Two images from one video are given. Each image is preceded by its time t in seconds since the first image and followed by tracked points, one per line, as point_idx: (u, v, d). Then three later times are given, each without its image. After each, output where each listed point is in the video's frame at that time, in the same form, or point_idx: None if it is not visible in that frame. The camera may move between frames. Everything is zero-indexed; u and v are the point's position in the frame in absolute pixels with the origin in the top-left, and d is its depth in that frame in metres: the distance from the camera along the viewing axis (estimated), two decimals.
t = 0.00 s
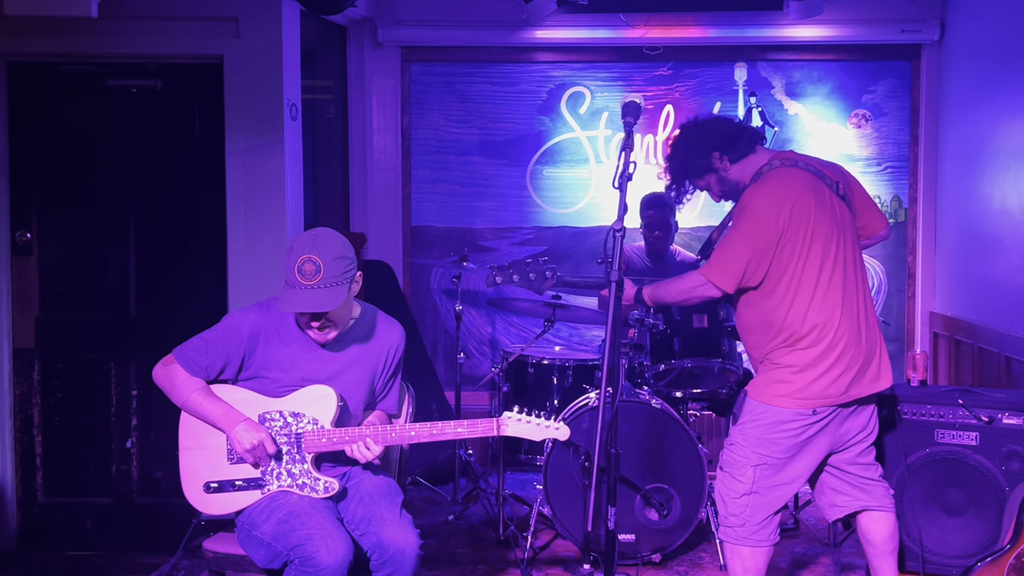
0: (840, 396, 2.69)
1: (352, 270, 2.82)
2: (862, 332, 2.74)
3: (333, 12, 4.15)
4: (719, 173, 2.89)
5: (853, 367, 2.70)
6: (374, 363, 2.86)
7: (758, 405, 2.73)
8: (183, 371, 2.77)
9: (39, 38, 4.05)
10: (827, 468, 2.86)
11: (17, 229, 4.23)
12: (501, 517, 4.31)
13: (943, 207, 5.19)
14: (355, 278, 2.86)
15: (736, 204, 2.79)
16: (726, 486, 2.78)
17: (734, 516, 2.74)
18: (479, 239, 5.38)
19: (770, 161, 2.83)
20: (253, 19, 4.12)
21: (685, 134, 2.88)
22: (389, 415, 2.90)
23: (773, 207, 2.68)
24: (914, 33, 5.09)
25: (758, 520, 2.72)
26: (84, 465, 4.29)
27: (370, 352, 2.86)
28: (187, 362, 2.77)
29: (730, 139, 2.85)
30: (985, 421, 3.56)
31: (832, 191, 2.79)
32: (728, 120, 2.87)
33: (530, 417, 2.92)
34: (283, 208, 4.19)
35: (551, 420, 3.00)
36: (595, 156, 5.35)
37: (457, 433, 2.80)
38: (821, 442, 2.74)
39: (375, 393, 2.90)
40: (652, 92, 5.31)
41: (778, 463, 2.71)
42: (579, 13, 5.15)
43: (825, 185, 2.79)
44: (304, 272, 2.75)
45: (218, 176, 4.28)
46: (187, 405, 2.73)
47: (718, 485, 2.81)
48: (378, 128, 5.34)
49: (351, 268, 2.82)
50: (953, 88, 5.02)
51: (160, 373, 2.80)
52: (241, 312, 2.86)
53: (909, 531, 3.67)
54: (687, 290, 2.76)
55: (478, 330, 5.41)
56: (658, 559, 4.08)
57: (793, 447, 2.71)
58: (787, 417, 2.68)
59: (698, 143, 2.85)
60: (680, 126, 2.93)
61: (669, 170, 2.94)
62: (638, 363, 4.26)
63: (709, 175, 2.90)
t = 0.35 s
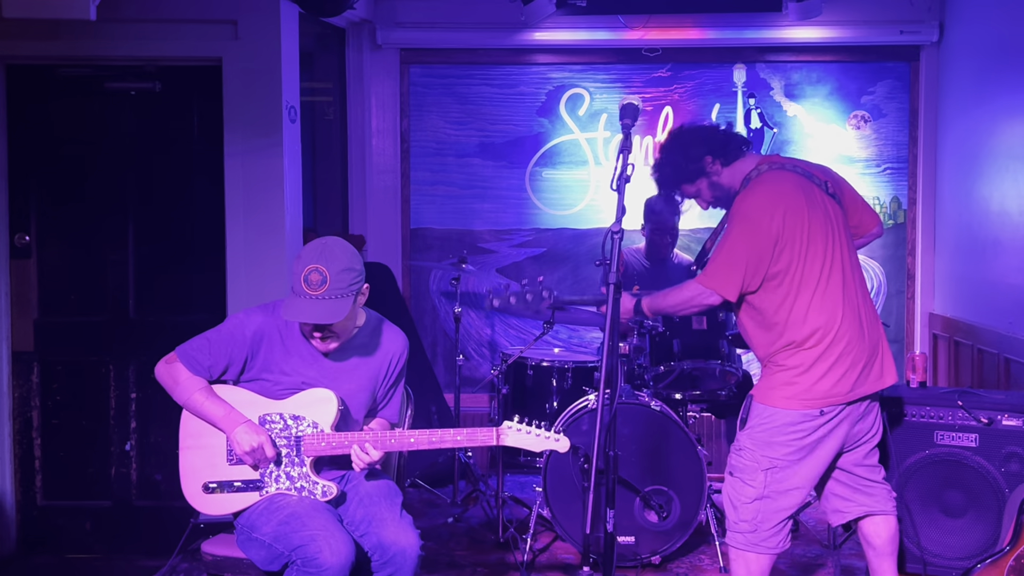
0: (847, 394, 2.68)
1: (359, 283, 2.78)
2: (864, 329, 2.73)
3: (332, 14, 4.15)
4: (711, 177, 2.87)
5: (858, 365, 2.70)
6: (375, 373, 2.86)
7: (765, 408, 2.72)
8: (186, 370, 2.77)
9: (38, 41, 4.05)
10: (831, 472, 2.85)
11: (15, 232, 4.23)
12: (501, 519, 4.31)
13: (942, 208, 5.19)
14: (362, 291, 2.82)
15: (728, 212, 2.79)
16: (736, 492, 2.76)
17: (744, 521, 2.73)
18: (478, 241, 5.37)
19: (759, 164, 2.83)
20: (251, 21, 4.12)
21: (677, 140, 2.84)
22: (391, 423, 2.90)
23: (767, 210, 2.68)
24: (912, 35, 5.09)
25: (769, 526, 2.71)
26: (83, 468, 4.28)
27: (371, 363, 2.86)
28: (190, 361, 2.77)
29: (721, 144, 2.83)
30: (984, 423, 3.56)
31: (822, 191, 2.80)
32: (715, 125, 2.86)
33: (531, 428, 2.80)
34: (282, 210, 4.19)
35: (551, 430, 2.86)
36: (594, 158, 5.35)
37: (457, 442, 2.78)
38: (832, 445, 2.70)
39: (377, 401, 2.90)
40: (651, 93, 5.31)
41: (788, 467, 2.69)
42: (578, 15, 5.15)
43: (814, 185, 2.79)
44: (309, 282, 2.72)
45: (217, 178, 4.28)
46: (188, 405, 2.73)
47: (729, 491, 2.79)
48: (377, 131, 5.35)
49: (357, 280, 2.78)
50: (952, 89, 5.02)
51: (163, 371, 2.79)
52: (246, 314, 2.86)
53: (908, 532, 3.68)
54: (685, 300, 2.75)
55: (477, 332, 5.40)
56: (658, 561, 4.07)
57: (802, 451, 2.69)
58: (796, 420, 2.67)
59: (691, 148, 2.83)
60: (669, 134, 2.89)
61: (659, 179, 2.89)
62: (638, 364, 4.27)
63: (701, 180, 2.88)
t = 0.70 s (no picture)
0: (847, 398, 2.67)
1: (366, 294, 2.75)
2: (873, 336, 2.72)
3: (329, 15, 4.14)
4: (743, 161, 2.86)
5: (863, 371, 2.68)
6: (380, 386, 2.83)
7: (770, 407, 2.72)
8: (190, 370, 2.75)
9: (35, 42, 4.03)
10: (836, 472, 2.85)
11: (12, 234, 4.21)
12: (501, 522, 4.30)
13: (943, 209, 5.18)
14: (370, 302, 2.79)
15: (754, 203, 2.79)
16: (743, 490, 2.76)
17: (752, 519, 2.71)
18: (478, 243, 5.36)
19: (795, 158, 2.80)
20: (250, 23, 4.11)
21: (719, 116, 2.83)
22: (395, 436, 2.88)
23: (788, 207, 2.68)
24: (913, 35, 5.08)
25: (776, 524, 2.69)
26: (81, 472, 4.26)
27: (377, 375, 2.84)
28: (194, 362, 2.75)
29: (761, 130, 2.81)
30: (985, 424, 3.55)
31: (856, 195, 2.78)
32: (761, 109, 2.80)
33: (531, 464, 2.70)
34: (281, 212, 4.17)
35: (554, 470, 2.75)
36: (594, 159, 5.33)
37: (456, 470, 2.69)
38: (839, 445, 2.71)
39: (382, 412, 2.87)
40: (651, 94, 5.29)
41: (795, 465, 2.68)
42: (577, 16, 5.14)
43: (847, 189, 2.76)
44: (315, 292, 2.70)
45: (216, 180, 4.26)
46: (190, 405, 2.72)
47: (737, 490, 2.78)
48: (376, 132, 5.34)
49: (364, 292, 2.74)
50: (952, 89, 5.00)
51: (167, 369, 2.78)
52: (254, 318, 2.84)
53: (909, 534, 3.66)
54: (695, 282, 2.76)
55: (477, 335, 5.38)
56: (659, 564, 4.05)
57: (809, 449, 2.68)
58: (803, 418, 2.66)
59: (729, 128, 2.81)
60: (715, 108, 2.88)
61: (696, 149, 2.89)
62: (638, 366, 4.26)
63: (733, 161, 2.88)
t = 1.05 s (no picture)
0: (853, 401, 2.69)
1: (380, 306, 2.73)
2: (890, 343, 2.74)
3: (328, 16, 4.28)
4: (813, 134, 2.92)
5: (871, 374, 2.70)
6: (389, 397, 2.83)
7: (781, 398, 2.76)
8: (199, 371, 2.75)
9: (35, 45, 4.04)
10: (841, 466, 2.85)
11: (12, 237, 4.21)
12: (501, 524, 4.30)
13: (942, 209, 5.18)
14: (383, 313, 2.77)
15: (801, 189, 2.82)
16: (751, 478, 2.78)
17: (758, 507, 2.75)
18: (478, 244, 5.35)
19: (861, 152, 2.86)
20: (249, 25, 4.11)
21: (807, 85, 2.89)
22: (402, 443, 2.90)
23: (833, 198, 2.70)
24: (912, 35, 5.08)
25: (783, 511, 2.73)
26: (81, 474, 4.26)
27: (385, 387, 2.83)
28: (204, 362, 2.74)
29: (839, 112, 2.86)
30: (986, 425, 3.55)
31: (904, 204, 2.81)
32: (850, 94, 2.86)
33: (538, 480, 2.74)
34: (279, 213, 4.16)
35: (558, 484, 2.78)
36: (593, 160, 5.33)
37: (459, 482, 2.71)
38: (845, 438, 2.75)
39: (390, 420, 2.88)
40: (650, 95, 5.29)
41: (802, 457, 2.72)
42: (576, 18, 5.15)
43: (896, 196, 2.79)
44: (329, 301, 2.69)
45: (215, 183, 4.26)
46: (197, 405, 2.72)
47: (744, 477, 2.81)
48: (376, 134, 5.36)
49: (378, 303, 2.73)
50: (951, 90, 5.00)
51: (177, 367, 2.78)
52: (265, 320, 2.84)
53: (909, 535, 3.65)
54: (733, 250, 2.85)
55: (477, 336, 5.38)
56: (659, 566, 4.04)
57: (817, 442, 2.72)
58: (812, 412, 2.69)
59: (809, 102, 2.87)
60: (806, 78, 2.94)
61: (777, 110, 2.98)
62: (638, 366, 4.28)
63: (804, 131, 2.94)
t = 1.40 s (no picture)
0: (844, 406, 2.69)
1: (390, 313, 2.71)
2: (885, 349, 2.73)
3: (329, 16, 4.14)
4: (822, 138, 2.90)
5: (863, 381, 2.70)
6: (395, 401, 2.84)
7: (774, 405, 2.77)
8: (202, 376, 2.72)
9: (32, 46, 4.02)
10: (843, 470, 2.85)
11: (9, 239, 4.19)
12: (501, 526, 4.28)
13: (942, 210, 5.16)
14: (394, 320, 2.75)
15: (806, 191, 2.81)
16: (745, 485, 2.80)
17: (752, 513, 2.76)
18: (477, 245, 5.33)
19: (870, 158, 2.85)
20: (246, 26, 4.09)
21: (819, 87, 2.88)
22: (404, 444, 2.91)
23: (837, 203, 2.69)
24: (912, 35, 5.07)
25: (775, 517, 2.74)
26: (79, 477, 4.24)
27: (391, 393, 2.83)
28: (207, 366, 2.71)
29: (849, 116, 2.85)
30: (987, 426, 3.54)
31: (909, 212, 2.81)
32: (861, 99, 2.86)
33: (548, 486, 2.75)
34: (278, 215, 4.15)
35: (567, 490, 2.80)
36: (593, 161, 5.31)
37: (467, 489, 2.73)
38: (842, 442, 2.75)
39: (394, 421, 2.90)
40: (650, 96, 5.28)
41: (796, 463, 2.73)
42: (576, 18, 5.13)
43: (902, 204, 2.79)
44: (340, 311, 2.66)
45: (212, 184, 4.25)
46: (201, 410, 2.69)
47: (739, 486, 2.83)
48: (374, 135, 5.33)
49: (389, 310, 2.70)
50: (952, 89, 4.98)
51: (180, 371, 2.75)
52: (271, 323, 2.81)
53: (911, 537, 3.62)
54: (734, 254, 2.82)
55: (476, 338, 5.36)
56: (659, 568, 4.01)
57: (811, 447, 2.72)
58: (802, 417, 2.71)
59: (821, 104, 2.86)
60: (818, 79, 2.93)
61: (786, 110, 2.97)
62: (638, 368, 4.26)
63: (812, 135, 2.92)
